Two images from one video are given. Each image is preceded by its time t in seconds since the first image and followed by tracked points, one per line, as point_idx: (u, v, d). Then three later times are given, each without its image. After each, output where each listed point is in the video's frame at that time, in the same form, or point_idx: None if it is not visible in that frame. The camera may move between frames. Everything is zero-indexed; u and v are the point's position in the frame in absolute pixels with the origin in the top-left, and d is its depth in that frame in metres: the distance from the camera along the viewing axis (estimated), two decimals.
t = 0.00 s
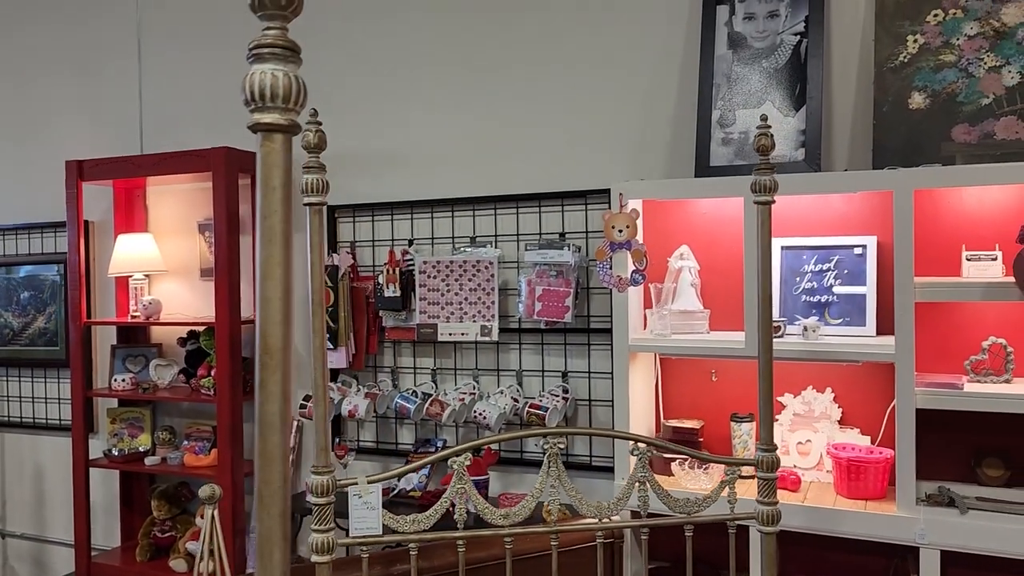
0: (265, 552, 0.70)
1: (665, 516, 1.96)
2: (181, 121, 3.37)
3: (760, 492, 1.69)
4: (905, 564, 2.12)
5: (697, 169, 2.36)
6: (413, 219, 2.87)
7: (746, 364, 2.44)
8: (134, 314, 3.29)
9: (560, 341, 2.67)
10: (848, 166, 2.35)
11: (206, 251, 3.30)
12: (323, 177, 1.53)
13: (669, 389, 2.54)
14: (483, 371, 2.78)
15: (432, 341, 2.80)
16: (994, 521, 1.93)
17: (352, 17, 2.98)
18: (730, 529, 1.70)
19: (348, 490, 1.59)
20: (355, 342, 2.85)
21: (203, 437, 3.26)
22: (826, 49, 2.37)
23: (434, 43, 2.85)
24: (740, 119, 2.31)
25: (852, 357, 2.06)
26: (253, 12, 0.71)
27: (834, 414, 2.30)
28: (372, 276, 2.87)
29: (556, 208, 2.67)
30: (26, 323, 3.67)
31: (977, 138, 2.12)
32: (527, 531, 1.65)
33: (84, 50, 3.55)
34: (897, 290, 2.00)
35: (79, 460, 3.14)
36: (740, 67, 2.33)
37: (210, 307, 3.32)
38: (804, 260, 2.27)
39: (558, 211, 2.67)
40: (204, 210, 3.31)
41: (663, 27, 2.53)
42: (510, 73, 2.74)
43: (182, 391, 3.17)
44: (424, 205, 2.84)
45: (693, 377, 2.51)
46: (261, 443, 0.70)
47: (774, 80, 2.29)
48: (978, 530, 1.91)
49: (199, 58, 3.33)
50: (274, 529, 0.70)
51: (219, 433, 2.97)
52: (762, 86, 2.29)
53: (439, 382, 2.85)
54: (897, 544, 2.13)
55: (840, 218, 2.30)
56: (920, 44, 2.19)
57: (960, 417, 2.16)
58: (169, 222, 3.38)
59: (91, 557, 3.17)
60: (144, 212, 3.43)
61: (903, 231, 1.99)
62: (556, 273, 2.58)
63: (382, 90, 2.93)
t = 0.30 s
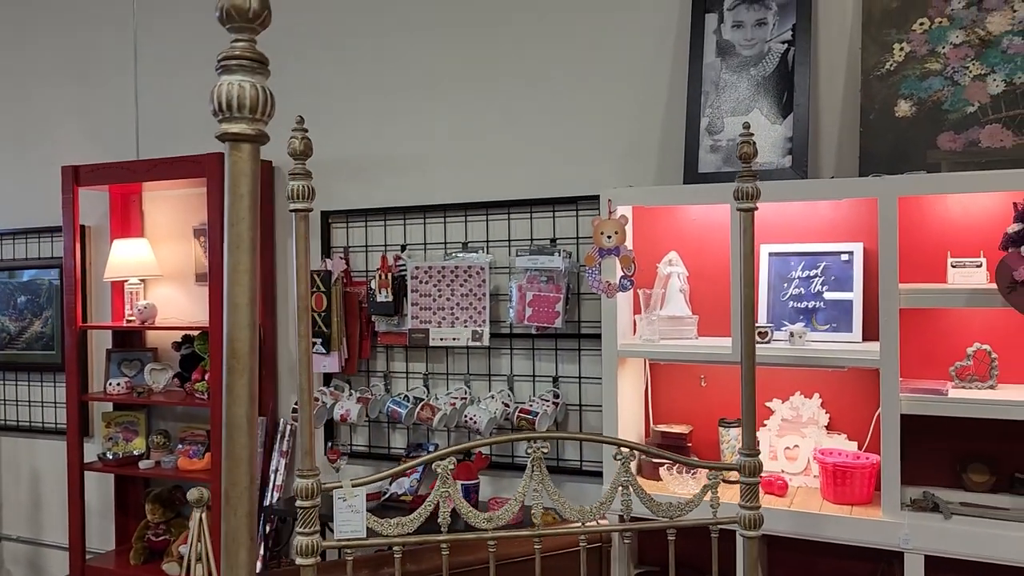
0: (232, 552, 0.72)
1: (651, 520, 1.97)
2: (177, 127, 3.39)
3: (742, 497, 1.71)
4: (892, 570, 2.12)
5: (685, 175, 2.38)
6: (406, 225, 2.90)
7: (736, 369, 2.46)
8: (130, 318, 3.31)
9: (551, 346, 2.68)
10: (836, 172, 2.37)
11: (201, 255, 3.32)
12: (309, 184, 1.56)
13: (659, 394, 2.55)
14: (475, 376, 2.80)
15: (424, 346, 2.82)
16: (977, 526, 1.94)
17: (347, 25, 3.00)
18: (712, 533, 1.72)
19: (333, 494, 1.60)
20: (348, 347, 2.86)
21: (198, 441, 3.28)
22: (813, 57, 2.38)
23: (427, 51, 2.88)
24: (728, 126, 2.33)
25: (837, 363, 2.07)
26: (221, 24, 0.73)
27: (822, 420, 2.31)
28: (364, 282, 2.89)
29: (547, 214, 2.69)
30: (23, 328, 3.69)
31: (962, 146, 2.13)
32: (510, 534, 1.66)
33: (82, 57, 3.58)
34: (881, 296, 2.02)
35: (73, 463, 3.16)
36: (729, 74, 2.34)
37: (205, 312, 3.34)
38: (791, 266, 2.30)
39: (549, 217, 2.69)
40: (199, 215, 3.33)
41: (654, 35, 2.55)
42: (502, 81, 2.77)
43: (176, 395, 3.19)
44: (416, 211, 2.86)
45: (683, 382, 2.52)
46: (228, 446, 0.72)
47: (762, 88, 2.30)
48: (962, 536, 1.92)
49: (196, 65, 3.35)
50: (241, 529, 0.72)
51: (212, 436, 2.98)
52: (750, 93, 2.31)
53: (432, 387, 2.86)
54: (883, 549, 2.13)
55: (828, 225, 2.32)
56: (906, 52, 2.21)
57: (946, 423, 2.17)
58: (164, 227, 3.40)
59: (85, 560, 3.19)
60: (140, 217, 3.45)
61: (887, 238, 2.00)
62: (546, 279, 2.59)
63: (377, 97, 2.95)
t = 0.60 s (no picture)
0: (207, 547, 0.74)
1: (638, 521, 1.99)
2: (174, 130, 3.41)
3: (727, 498, 1.73)
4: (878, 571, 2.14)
5: (675, 179, 2.40)
6: (400, 228, 2.92)
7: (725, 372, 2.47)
8: (126, 320, 3.33)
9: (543, 349, 2.70)
10: (824, 177, 2.40)
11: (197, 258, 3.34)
12: (298, 188, 1.57)
13: (649, 397, 2.57)
14: (467, 378, 2.82)
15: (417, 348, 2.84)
16: (962, 528, 1.95)
17: (343, 30, 3.03)
18: (697, 534, 1.73)
19: (321, 494, 1.63)
20: (342, 349, 2.88)
21: (193, 442, 3.30)
22: (802, 63, 2.41)
23: (423, 55, 2.90)
24: (717, 130, 2.35)
25: (823, 366, 2.09)
26: (200, 33, 0.75)
27: (810, 422, 2.33)
28: (359, 285, 2.91)
29: (539, 218, 2.71)
30: (20, 329, 3.71)
31: (948, 151, 2.15)
32: (496, 534, 1.68)
33: (80, 61, 3.60)
34: (867, 300, 2.03)
35: (69, 464, 3.17)
36: (719, 79, 2.36)
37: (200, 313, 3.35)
38: (780, 270, 2.32)
39: (541, 221, 2.71)
40: (195, 217, 3.35)
41: (646, 40, 2.57)
42: (496, 85, 2.79)
43: (172, 397, 3.20)
44: (410, 214, 2.89)
45: (673, 385, 2.54)
46: (205, 443, 0.74)
47: (751, 92, 2.32)
48: (947, 538, 1.93)
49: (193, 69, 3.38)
50: (218, 526, 0.74)
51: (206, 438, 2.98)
52: (740, 98, 2.33)
53: (425, 389, 2.88)
54: (869, 551, 2.15)
55: (816, 229, 2.34)
56: (893, 58, 2.23)
57: (933, 426, 2.18)
58: (161, 229, 3.43)
59: (81, 561, 3.20)
60: (136, 219, 3.47)
61: (873, 242, 2.02)
62: (538, 282, 2.61)
63: (372, 101, 2.97)
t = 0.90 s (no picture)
0: (188, 542, 0.75)
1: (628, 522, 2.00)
2: (171, 132, 3.43)
3: (715, 499, 1.75)
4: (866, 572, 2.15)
5: (667, 183, 2.42)
6: (394, 231, 2.93)
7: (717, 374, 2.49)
8: (122, 322, 3.34)
9: (536, 351, 2.71)
10: (814, 180, 2.42)
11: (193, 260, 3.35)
12: (290, 190, 1.59)
13: (641, 399, 2.59)
14: (461, 380, 2.84)
15: (411, 351, 2.85)
16: (949, 529, 1.97)
17: (340, 34, 3.05)
18: (684, 534, 1.75)
19: (311, 493, 1.64)
20: (337, 351, 2.89)
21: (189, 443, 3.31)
22: (792, 67, 2.43)
23: (418, 59, 2.92)
24: (709, 134, 2.36)
25: (813, 368, 2.10)
26: (183, 38, 0.77)
27: (800, 424, 2.34)
28: (353, 287, 2.93)
29: (532, 221, 2.73)
30: (17, 331, 3.72)
31: (936, 155, 2.17)
32: (485, 534, 1.70)
33: (78, 63, 3.62)
34: (856, 303, 2.05)
35: (64, 466, 3.18)
36: (710, 83, 2.38)
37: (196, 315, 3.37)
38: (770, 273, 2.34)
39: (535, 223, 2.73)
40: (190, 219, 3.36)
41: (638, 45, 2.59)
42: (490, 89, 2.81)
43: (167, 398, 3.21)
44: (404, 217, 2.90)
45: (665, 386, 2.56)
46: (188, 440, 0.75)
47: (742, 96, 2.34)
48: (933, 538, 1.95)
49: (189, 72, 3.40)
50: (200, 521, 0.75)
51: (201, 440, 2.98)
52: (730, 102, 2.34)
53: (419, 391, 2.90)
54: (858, 552, 2.16)
55: (806, 233, 2.35)
56: (882, 63, 2.25)
57: (922, 428, 2.20)
58: (157, 231, 3.44)
59: (76, 562, 3.21)
60: (133, 222, 3.49)
61: (862, 244, 2.04)
62: (531, 284, 2.63)
63: (368, 105, 2.99)
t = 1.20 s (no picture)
0: (173, 541, 0.77)
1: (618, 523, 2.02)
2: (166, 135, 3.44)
3: (703, 500, 1.77)
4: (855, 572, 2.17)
5: (658, 187, 2.43)
6: (388, 234, 2.95)
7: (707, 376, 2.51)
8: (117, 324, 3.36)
9: (529, 353, 2.73)
10: (805, 184, 2.44)
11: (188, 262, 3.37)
12: (281, 194, 1.61)
13: (634, 401, 2.60)
14: (454, 382, 2.85)
15: (404, 353, 2.87)
16: (937, 529, 1.99)
17: (335, 38, 3.06)
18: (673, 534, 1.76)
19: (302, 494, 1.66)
20: (331, 353, 2.91)
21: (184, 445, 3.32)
22: (782, 72, 2.45)
23: (412, 63, 2.94)
24: (700, 138, 2.38)
25: (802, 370, 2.12)
26: (168, 46, 0.78)
27: (790, 426, 2.36)
28: (347, 290, 2.94)
29: (525, 224, 2.74)
30: (12, 333, 3.73)
31: (925, 159, 2.19)
32: (475, 534, 1.71)
33: (75, 67, 3.63)
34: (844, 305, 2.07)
35: (59, 468, 3.19)
36: (701, 87, 2.40)
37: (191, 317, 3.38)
38: (761, 276, 2.35)
39: (528, 226, 2.74)
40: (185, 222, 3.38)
41: (630, 49, 2.61)
42: (484, 93, 2.82)
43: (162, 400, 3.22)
44: (399, 220, 2.92)
45: (656, 389, 2.57)
46: (173, 441, 0.77)
47: (732, 100, 2.36)
48: (920, 538, 1.96)
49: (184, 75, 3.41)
50: (184, 521, 0.77)
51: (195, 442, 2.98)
52: (721, 106, 2.36)
53: (412, 393, 2.91)
54: (847, 553, 2.18)
55: (796, 236, 2.37)
56: (871, 67, 2.26)
57: (910, 430, 2.21)
58: (153, 234, 3.46)
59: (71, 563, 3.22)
60: (129, 224, 3.51)
61: (850, 248, 2.05)
62: (523, 286, 2.64)
63: (363, 108, 3.00)
